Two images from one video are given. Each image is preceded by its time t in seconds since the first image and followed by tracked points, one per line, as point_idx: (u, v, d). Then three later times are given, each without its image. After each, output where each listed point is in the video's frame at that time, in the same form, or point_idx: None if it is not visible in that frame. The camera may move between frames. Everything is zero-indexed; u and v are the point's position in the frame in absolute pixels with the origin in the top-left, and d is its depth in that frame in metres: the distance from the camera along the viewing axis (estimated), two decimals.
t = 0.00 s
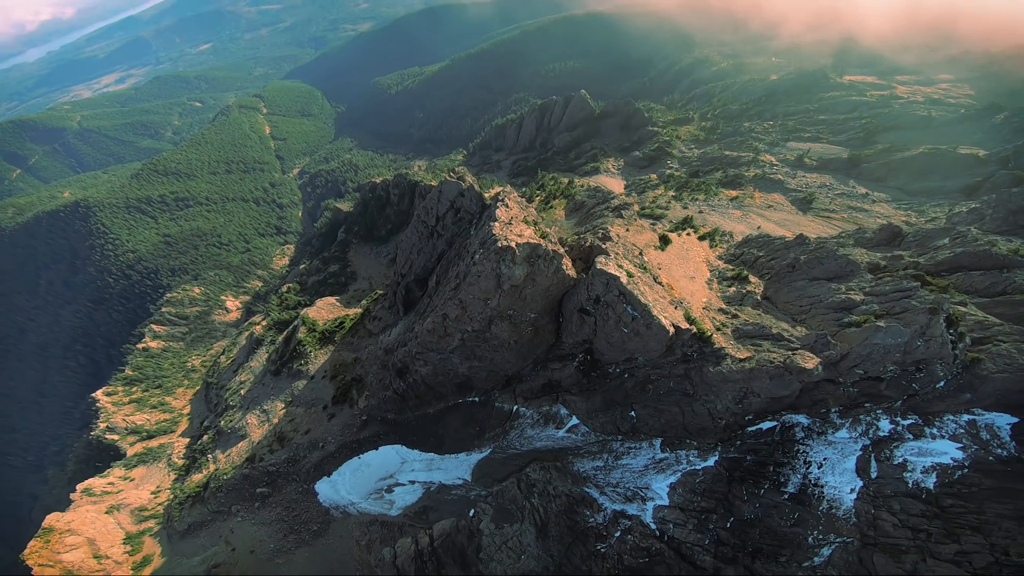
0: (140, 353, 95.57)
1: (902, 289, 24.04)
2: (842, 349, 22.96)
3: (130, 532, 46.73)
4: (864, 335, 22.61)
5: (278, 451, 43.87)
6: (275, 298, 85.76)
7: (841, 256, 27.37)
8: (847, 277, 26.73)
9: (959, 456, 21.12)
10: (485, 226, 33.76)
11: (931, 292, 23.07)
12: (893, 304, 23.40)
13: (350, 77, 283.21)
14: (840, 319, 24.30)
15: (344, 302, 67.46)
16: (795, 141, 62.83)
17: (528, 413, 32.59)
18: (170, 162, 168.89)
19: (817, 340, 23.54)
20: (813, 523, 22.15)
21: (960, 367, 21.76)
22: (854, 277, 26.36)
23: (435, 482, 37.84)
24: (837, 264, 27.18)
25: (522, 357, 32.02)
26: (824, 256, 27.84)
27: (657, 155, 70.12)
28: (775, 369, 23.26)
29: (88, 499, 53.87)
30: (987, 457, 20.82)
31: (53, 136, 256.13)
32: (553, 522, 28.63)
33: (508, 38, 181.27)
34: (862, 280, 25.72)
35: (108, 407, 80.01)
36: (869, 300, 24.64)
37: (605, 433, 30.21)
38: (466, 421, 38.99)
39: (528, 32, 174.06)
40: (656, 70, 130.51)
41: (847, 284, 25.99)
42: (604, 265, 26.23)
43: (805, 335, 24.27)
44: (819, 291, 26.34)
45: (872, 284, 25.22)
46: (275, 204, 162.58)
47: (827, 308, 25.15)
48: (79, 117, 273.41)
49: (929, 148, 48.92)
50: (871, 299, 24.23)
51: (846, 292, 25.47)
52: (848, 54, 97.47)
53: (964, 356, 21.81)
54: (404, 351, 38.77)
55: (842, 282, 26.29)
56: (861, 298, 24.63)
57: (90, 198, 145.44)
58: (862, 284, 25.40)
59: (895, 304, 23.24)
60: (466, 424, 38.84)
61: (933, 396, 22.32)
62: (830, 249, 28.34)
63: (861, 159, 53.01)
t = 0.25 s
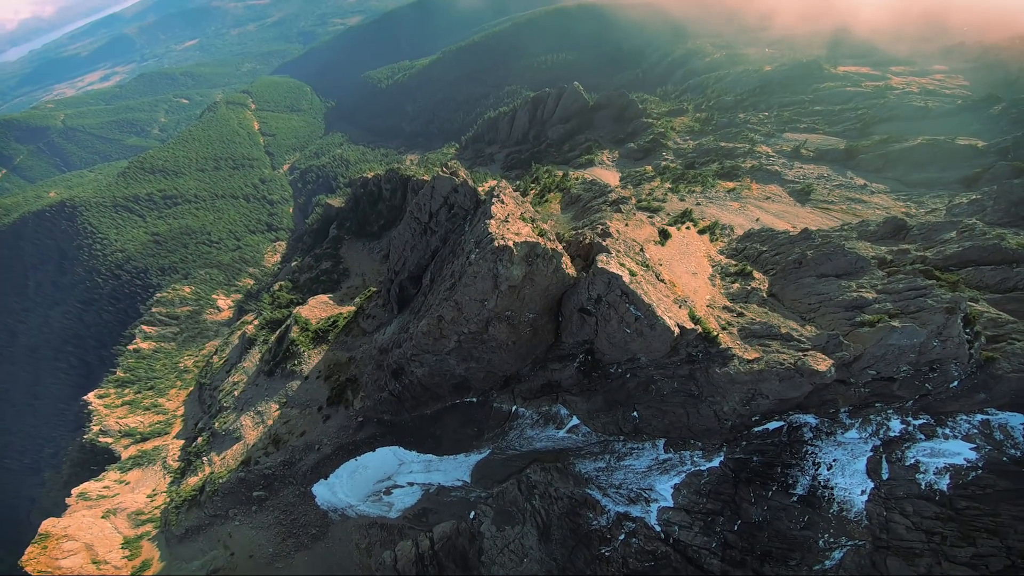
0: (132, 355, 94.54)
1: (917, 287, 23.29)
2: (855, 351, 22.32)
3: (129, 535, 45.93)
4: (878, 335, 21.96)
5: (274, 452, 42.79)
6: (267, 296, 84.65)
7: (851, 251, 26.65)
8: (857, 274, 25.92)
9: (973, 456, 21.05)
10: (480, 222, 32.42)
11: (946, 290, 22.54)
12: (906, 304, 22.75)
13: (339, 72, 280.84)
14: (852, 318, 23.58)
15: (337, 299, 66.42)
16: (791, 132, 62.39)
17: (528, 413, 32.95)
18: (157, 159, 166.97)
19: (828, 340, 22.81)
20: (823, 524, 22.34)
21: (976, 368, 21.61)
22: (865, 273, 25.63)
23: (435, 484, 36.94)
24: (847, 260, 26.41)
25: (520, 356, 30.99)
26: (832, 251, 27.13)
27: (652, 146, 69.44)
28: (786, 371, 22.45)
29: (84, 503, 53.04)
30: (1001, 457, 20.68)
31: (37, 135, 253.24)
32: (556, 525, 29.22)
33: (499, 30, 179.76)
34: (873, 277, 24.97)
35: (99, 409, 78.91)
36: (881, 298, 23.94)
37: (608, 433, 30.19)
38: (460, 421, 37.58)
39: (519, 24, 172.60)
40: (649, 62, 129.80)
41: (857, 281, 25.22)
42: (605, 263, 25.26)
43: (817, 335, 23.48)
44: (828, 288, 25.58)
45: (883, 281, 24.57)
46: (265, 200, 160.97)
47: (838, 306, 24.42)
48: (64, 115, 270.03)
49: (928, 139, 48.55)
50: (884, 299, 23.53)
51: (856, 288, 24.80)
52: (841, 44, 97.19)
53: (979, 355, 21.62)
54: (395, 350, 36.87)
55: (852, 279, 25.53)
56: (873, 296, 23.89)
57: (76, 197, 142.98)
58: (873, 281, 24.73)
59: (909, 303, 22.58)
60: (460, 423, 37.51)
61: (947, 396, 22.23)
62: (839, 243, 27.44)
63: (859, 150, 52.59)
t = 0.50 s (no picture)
0: (124, 353, 93.61)
1: (934, 289, 22.55)
2: (870, 355, 21.59)
3: (125, 538, 45.16)
4: (894, 339, 21.31)
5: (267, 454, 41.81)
6: (259, 293, 83.64)
7: (862, 250, 25.87)
8: (870, 275, 25.10)
9: (985, 461, 20.94)
10: (477, 220, 31.50)
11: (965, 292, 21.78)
12: (923, 306, 22.00)
13: (332, 66, 278.66)
14: (865, 320, 22.79)
15: (331, 295, 65.50)
16: (790, 125, 61.79)
17: (526, 414, 32.72)
18: (146, 156, 165.70)
19: (842, 344, 22.02)
20: (834, 531, 22.49)
21: (991, 372, 21.06)
22: (877, 274, 24.82)
23: (433, 485, 36.88)
24: (858, 260, 25.64)
25: (520, 358, 30.36)
26: (843, 249, 26.30)
27: (649, 140, 68.69)
28: (797, 375, 21.74)
29: (79, 505, 52.21)
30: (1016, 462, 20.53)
31: (25, 132, 251.71)
32: (558, 529, 29.74)
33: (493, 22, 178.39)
34: (886, 278, 24.16)
35: (91, 409, 77.94)
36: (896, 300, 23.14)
37: (608, 433, 30.19)
38: (455, 422, 36.73)
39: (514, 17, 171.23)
40: (644, 54, 128.91)
41: (870, 282, 24.44)
42: (608, 264, 24.40)
43: (829, 338, 22.72)
44: (840, 289, 24.79)
45: (896, 281, 23.83)
46: (258, 195, 159.61)
47: (850, 308, 23.61)
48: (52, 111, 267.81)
49: (929, 134, 48.07)
50: (900, 301, 22.72)
51: (869, 289, 24.06)
52: (838, 36, 96.61)
53: (994, 358, 21.15)
54: (389, 351, 35.89)
55: (865, 280, 24.72)
56: (889, 298, 23.06)
57: (65, 194, 142.00)
58: (886, 281, 23.98)
59: (927, 306, 21.79)
60: (456, 424, 36.67)
61: (961, 400, 21.71)
62: (850, 242, 26.58)
63: (860, 144, 52.07)
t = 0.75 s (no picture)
0: (114, 351, 92.61)
1: (952, 292, 21.72)
2: (887, 361, 20.76)
3: (117, 538, 44.42)
4: (911, 347, 20.50)
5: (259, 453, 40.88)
6: (251, 289, 82.67)
7: (877, 252, 24.93)
8: (883, 277, 24.23)
9: (996, 470, 21.44)
10: (473, 218, 30.62)
11: (985, 299, 20.97)
12: (942, 310, 21.17)
13: (327, 60, 276.63)
14: (879, 325, 22.01)
15: (325, 291, 64.52)
16: (790, 121, 61.14)
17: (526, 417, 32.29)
18: (137, 151, 164.54)
19: (856, 351, 21.33)
20: (843, 541, 22.99)
21: (1007, 379, 21.17)
22: (892, 276, 23.94)
23: (429, 487, 36.54)
24: (871, 262, 24.72)
25: (520, 361, 29.66)
26: (855, 249, 25.42)
27: (648, 134, 67.91)
28: (809, 384, 21.06)
29: (70, 506, 51.36)
30: None
31: (15, 127, 250.80)
32: (555, 533, 30.80)
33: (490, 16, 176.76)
34: (901, 281, 23.35)
35: (81, 408, 76.87)
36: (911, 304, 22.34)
37: (606, 434, 30.03)
38: (451, 424, 35.98)
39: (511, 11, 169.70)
40: (642, 48, 127.91)
41: (884, 285, 23.62)
42: (612, 265, 23.59)
43: (842, 344, 22.00)
44: (852, 292, 24.00)
45: (913, 285, 22.94)
46: (251, 189, 158.13)
47: (864, 312, 22.80)
48: (42, 106, 265.88)
49: (932, 131, 47.54)
50: (917, 305, 21.86)
51: (884, 292, 23.21)
52: (838, 32, 96.06)
53: (1009, 366, 21.16)
54: (382, 351, 34.86)
55: (879, 283, 23.88)
56: (904, 302, 22.24)
57: (56, 189, 140.81)
58: (903, 284, 23.10)
59: (945, 311, 21.01)
60: (453, 425, 35.91)
61: (975, 407, 21.85)
62: (862, 243, 25.81)
63: (861, 140, 51.50)
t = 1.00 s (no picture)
0: (104, 346, 91.38)
1: (971, 300, 20.93)
2: (903, 372, 19.98)
3: (107, 538, 43.58)
4: (929, 357, 19.69)
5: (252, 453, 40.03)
6: (244, 284, 81.60)
7: (890, 255, 24.11)
8: (897, 282, 23.39)
9: (1007, 479, 20.88)
10: (471, 215, 29.74)
11: (1007, 306, 20.12)
12: (963, 318, 20.46)
13: (324, 53, 274.46)
14: (895, 333, 21.24)
15: (319, 287, 63.57)
16: (792, 118, 60.42)
17: (523, 419, 31.42)
18: (129, 144, 162.80)
19: (871, 359, 20.57)
20: (847, 550, 22.77)
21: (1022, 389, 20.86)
22: (907, 281, 23.10)
23: (426, 489, 36.20)
24: (885, 266, 23.74)
25: (519, 363, 28.97)
26: (868, 251, 24.51)
27: (647, 130, 67.09)
28: (821, 393, 20.34)
29: (59, 505, 50.43)
30: None
31: (7, 121, 248.56)
32: (554, 538, 30.65)
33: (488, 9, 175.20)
34: (918, 286, 22.51)
35: (71, 404, 75.76)
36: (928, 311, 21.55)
37: (607, 438, 29.34)
38: (447, 426, 35.14)
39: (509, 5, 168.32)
40: (641, 43, 126.90)
41: (899, 290, 22.72)
42: (616, 268, 22.83)
43: (856, 353, 21.16)
44: (865, 297, 23.13)
45: (930, 291, 22.16)
46: (245, 183, 156.60)
47: (878, 319, 21.98)
48: (34, 99, 263.33)
49: (937, 130, 46.87)
50: (935, 313, 21.08)
51: (899, 297, 22.43)
52: (840, 28, 95.40)
53: None
54: (377, 351, 33.98)
55: (892, 288, 23.04)
56: (921, 309, 21.42)
57: (46, 182, 139.27)
58: (919, 290, 22.29)
59: (966, 320, 20.27)
60: (449, 427, 35.07)
61: (988, 416, 21.42)
62: (874, 244, 24.77)
63: (864, 138, 50.80)
